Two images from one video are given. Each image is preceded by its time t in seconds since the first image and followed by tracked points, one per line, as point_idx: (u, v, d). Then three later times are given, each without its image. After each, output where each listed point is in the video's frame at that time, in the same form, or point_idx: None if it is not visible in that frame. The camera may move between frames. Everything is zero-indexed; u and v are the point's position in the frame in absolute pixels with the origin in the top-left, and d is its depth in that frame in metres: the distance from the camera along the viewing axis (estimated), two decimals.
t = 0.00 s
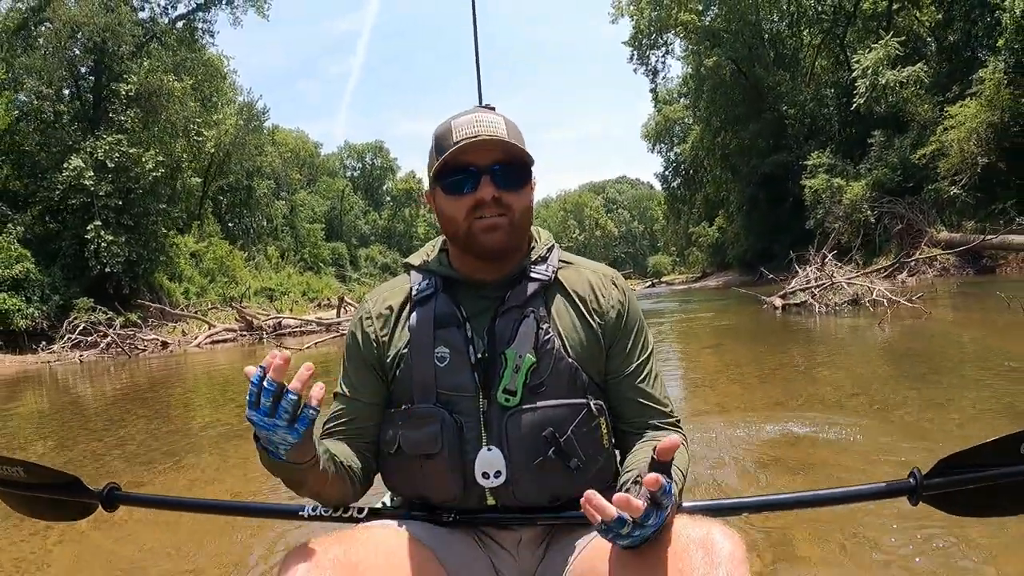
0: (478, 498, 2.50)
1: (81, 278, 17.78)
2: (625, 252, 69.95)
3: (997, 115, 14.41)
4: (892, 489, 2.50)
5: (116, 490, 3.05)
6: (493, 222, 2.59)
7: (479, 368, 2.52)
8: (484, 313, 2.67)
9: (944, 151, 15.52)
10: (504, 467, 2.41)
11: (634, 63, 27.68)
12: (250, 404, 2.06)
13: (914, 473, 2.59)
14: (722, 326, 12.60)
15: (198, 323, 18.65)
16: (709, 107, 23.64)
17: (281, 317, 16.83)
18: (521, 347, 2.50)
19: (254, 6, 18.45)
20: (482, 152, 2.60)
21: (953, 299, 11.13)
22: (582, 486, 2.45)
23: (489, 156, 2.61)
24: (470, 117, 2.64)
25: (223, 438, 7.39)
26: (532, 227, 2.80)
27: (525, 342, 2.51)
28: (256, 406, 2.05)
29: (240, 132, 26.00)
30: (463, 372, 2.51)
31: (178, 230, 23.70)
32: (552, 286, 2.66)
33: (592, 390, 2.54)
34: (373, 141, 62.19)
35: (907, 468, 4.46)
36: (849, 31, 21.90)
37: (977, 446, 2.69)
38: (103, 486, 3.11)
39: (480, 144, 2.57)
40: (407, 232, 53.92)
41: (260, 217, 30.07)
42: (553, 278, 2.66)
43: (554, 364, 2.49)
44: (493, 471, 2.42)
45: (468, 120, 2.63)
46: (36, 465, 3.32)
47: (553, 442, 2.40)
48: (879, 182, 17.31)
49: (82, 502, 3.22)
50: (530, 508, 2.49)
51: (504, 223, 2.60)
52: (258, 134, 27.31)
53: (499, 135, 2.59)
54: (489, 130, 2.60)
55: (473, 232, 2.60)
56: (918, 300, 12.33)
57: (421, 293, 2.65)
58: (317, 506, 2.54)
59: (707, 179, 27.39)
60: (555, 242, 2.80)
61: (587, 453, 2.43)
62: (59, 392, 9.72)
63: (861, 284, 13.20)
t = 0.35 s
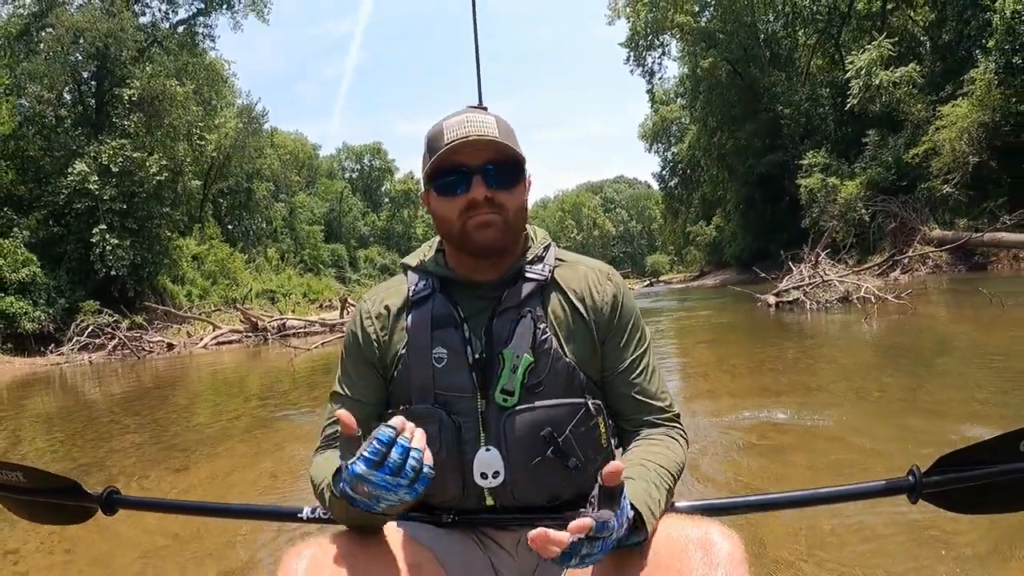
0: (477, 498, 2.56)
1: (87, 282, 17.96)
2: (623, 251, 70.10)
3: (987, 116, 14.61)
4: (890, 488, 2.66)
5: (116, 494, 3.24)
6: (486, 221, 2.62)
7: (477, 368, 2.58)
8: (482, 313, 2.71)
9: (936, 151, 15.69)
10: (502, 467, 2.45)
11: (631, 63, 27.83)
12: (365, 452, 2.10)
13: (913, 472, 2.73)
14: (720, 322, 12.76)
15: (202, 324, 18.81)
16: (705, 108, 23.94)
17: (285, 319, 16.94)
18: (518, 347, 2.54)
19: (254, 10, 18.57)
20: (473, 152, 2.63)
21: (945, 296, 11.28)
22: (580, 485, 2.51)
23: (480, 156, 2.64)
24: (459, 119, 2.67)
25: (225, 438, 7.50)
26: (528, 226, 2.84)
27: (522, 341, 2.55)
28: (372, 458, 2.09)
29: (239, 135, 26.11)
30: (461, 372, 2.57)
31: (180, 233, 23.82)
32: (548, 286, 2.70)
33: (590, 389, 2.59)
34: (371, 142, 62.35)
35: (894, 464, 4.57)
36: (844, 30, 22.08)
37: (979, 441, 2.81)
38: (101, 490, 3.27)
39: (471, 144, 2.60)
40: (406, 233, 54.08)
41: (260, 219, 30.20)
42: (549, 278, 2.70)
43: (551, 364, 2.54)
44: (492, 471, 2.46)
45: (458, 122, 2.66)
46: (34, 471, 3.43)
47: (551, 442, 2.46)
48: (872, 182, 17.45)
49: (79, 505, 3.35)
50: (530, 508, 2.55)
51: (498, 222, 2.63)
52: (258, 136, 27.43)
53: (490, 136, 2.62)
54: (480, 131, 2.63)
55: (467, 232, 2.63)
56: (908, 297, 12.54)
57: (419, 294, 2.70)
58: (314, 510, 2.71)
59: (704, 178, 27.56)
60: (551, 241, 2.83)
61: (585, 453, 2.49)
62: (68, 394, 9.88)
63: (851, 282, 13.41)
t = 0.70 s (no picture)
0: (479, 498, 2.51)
1: (95, 278, 18.14)
2: (624, 252, 70.25)
3: (983, 121, 14.78)
4: (887, 486, 2.69)
5: (117, 496, 3.28)
6: (485, 224, 2.59)
7: (479, 368, 2.55)
8: (485, 313, 2.67)
9: (933, 156, 15.82)
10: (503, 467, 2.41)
11: (632, 66, 27.97)
12: (483, 552, 2.05)
13: (910, 470, 2.75)
14: (720, 323, 12.88)
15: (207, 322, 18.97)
16: (706, 110, 24.12)
17: (291, 316, 17.00)
18: (520, 347, 2.51)
19: (260, 11, 18.69)
20: (472, 154, 2.59)
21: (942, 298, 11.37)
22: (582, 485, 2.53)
23: (480, 158, 2.60)
24: (461, 117, 2.62)
25: (228, 435, 7.58)
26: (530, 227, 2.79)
27: (524, 342, 2.52)
28: (493, 556, 2.06)
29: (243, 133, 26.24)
30: (464, 372, 2.54)
31: (185, 231, 23.95)
32: (551, 286, 2.63)
33: (592, 390, 2.57)
34: (373, 141, 62.56)
35: (889, 464, 4.63)
36: (844, 34, 22.05)
37: (978, 438, 2.83)
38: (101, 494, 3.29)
39: (469, 146, 2.56)
40: (407, 232, 54.23)
41: (262, 218, 30.35)
42: (552, 278, 2.63)
43: (553, 364, 2.51)
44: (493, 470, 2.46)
45: (459, 120, 2.61)
46: (33, 472, 3.43)
47: (552, 442, 2.46)
48: (871, 185, 17.61)
49: (78, 507, 3.36)
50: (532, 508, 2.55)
51: (497, 225, 2.59)
52: (262, 135, 27.58)
53: (490, 137, 2.57)
54: (480, 131, 2.58)
55: (465, 235, 2.60)
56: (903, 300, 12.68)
57: (421, 294, 2.65)
58: (315, 510, 2.76)
59: (705, 180, 27.69)
60: (554, 242, 2.78)
61: (587, 453, 2.51)
62: (76, 389, 10.01)
63: (845, 284, 13.57)
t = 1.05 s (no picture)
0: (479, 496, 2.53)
1: (102, 276, 18.28)
2: (626, 253, 70.39)
3: (981, 126, 14.91)
4: (888, 486, 2.67)
5: (117, 495, 3.27)
6: (505, 222, 2.56)
7: (479, 367, 2.55)
8: (484, 312, 2.67)
9: (929, 160, 15.97)
10: (503, 466, 2.45)
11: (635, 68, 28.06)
12: (483, 550, 2.03)
13: (911, 470, 2.73)
14: (721, 323, 12.95)
15: (212, 319, 19.08)
16: (708, 112, 24.16)
17: (296, 314, 17.18)
18: (520, 346, 2.51)
19: (266, 13, 18.83)
20: (492, 152, 2.55)
21: (938, 299, 11.46)
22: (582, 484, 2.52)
23: (498, 156, 2.56)
24: (474, 118, 2.61)
25: (230, 433, 7.66)
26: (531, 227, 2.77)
27: (524, 341, 2.52)
28: (494, 555, 2.03)
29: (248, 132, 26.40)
30: (463, 371, 2.54)
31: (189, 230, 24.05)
32: (550, 286, 2.63)
33: (591, 389, 2.55)
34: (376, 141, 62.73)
35: (884, 465, 4.69)
36: (846, 38, 22.52)
37: (981, 437, 2.82)
38: (102, 494, 3.29)
39: (491, 144, 2.53)
40: (409, 232, 54.39)
41: (265, 217, 30.45)
42: (552, 278, 2.63)
43: (552, 364, 2.50)
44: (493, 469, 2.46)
45: (473, 121, 2.60)
46: (35, 471, 3.44)
47: (552, 440, 2.47)
48: (869, 187, 17.67)
49: (79, 507, 3.36)
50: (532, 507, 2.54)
51: (515, 224, 2.58)
52: (267, 135, 27.70)
53: (505, 136, 2.55)
54: (495, 130, 2.57)
55: (485, 233, 2.56)
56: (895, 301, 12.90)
57: (421, 293, 2.66)
58: (316, 510, 2.74)
59: (706, 181, 27.79)
60: (553, 243, 2.77)
61: (586, 452, 2.50)
62: (82, 386, 10.11)
63: (840, 285, 13.73)
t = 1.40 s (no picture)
0: (479, 495, 2.51)
1: (111, 275, 18.38)
2: (628, 253, 70.54)
3: (979, 130, 14.94)
4: (888, 486, 2.66)
5: (118, 494, 3.31)
6: (478, 223, 2.62)
7: (479, 365, 2.57)
8: (485, 311, 2.69)
9: (926, 163, 16.14)
10: (504, 462, 2.44)
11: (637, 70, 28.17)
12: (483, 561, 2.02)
13: (911, 470, 2.74)
14: (723, 323, 13.03)
15: (220, 317, 19.22)
16: (710, 114, 24.25)
17: (304, 311, 17.37)
18: (520, 344, 2.54)
19: (273, 14, 18.99)
20: (466, 154, 2.63)
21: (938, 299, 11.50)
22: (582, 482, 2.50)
23: (473, 157, 2.63)
24: (459, 119, 2.66)
25: (233, 431, 7.72)
26: (530, 229, 2.81)
27: (524, 338, 2.54)
28: (495, 565, 2.02)
29: (252, 132, 26.57)
30: (464, 369, 2.56)
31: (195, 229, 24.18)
32: (549, 286, 2.67)
33: (591, 388, 2.57)
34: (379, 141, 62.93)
35: (883, 465, 4.72)
36: (847, 40, 22.62)
37: (978, 439, 2.83)
38: (104, 492, 3.34)
39: (462, 147, 2.60)
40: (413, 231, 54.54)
41: (268, 216, 30.58)
42: (551, 277, 2.68)
43: (552, 362, 2.52)
44: (493, 466, 2.45)
45: (457, 122, 2.65)
46: (37, 470, 3.51)
47: (553, 438, 2.44)
48: (870, 190, 17.87)
49: (82, 507, 3.42)
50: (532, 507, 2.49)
51: (489, 225, 2.62)
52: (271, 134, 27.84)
53: (483, 137, 2.60)
54: (474, 133, 2.61)
55: (460, 234, 2.63)
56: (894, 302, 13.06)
57: (422, 292, 2.69)
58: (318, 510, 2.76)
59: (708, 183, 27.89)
60: (553, 244, 2.81)
61: (585, 450, 2.49)
62: (91, 383, 10.21)
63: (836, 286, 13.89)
